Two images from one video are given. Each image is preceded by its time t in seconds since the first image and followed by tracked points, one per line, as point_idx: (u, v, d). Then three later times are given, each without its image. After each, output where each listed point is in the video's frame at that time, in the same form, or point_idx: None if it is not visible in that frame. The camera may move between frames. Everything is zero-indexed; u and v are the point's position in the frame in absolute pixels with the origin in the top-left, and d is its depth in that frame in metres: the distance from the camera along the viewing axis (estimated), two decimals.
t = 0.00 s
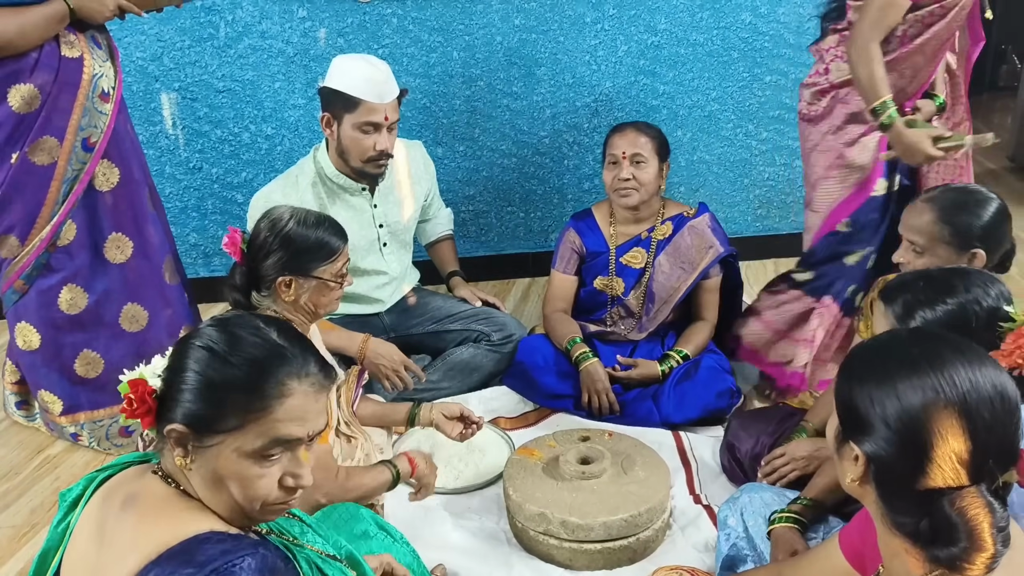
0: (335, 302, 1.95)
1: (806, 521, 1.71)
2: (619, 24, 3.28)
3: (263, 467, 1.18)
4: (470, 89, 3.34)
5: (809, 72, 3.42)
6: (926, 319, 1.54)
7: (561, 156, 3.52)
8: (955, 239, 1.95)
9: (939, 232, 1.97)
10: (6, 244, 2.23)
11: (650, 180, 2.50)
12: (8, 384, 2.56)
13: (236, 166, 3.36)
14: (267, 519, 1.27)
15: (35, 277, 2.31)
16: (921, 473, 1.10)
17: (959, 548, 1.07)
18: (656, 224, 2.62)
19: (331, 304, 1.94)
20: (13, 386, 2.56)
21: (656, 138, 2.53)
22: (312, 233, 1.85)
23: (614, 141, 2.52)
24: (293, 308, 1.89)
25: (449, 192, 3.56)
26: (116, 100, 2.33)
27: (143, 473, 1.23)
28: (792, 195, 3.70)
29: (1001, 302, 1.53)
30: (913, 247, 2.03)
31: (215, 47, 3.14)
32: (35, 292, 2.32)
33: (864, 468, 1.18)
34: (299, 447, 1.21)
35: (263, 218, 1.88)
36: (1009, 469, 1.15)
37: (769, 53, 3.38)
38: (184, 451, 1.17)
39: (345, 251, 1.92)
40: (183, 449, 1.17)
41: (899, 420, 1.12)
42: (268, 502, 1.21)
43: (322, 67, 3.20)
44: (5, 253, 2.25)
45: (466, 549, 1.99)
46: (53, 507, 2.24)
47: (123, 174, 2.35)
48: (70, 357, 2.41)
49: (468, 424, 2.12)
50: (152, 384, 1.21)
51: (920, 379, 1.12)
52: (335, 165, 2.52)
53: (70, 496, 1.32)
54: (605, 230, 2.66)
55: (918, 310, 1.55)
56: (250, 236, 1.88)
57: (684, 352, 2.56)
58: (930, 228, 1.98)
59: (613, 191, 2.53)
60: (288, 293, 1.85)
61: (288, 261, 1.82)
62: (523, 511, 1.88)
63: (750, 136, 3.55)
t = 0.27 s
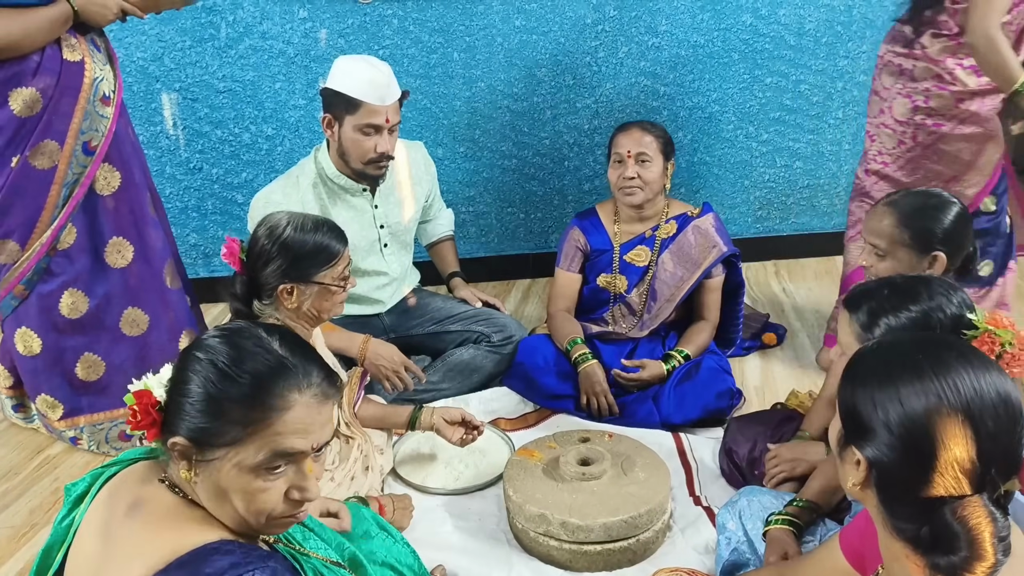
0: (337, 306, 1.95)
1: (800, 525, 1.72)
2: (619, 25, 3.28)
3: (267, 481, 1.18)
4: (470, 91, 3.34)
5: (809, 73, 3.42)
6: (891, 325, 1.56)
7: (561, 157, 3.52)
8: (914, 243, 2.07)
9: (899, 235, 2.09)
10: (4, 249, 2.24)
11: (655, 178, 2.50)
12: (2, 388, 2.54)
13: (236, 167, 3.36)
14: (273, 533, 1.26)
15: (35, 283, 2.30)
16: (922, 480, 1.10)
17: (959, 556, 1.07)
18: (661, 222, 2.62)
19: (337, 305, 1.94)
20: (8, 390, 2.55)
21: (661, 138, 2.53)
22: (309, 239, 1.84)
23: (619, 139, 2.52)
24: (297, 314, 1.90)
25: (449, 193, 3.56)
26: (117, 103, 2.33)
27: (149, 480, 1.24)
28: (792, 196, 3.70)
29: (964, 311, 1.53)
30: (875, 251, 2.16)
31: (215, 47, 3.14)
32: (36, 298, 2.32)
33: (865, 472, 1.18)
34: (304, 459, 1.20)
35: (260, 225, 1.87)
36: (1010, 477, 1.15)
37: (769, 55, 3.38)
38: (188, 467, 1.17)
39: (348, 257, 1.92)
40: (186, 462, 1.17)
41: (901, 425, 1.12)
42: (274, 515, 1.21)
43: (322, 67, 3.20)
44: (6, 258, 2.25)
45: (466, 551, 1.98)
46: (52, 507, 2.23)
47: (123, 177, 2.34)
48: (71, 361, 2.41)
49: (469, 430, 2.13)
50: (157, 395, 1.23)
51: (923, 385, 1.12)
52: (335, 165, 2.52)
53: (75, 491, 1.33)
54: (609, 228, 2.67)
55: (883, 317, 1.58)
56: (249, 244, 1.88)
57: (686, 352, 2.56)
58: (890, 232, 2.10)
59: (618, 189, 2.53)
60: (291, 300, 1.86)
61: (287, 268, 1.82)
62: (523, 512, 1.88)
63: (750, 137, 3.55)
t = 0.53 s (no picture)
0: (341, 299, 1.95)
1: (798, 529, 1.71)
2: (620, 26, 3.28)
3: (298, 471, 1.22)
4: (471, 91, 3.34)
5: (809, 74, 3.42)
6: (898, 329, 1.52)
7: (561, 157, 3.52)
8: (900, 243, 1.96)
9: (885, 235, 1.96)
10: (15, 244, 2.24)
11: (657, 177, 2.50)
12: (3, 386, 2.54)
13: (237, 166, 3.36)
14: (305, 523, 1.31)
15: (45, 277, 2.31)
16: (925, 486, 1.10)
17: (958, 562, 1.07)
18: (662, 221, 2.61)
19: (337, 300, 1.95)
20: (8, 388, 2.55)
21: (662, 138, 2.53)
22: (297, 240, 1.84)
23: (620, 138, 2.51)
24: (297, 315, 1.90)
25: (449, 193, 3.56)
26: (125, 99, 2.33)
27: (169, 479, 1.24)
28: (792, 197, 3.70)
29: (970, 313, 1.53)
30: (858, 253, 2.02)
31: (216, 47, 3.14)
32: (46, 293, 2.32)
33: (867, 475, 1.18)
34: (333, 447, 1.25)
35: (245, 233, 1.87)
36: (1014, 484, 1.14)
37: (770, 56, 3.38)
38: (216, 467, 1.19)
39: (338, 249, 1.92)
40: (216, 462, 1.19)
41: (904, 430, 1.12)
42: (306, 505, 1.26)
43: (323, 67, 3.20)
44: (16, 254, 2.26)
45: (467, 551, 1.98)
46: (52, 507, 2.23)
47: (130, 173, 2.35)
48: (78, 356, 2.41)
49: (470, 432, 2.15)
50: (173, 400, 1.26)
51: (927, 391, 1.12)
52: (336, 165, 2.52)
53: (83, 487, 1.34)
54: (611, 227, 2.67)
55: (890, 322, 1.54)
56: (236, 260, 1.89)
57: (687, 351, 2.55)
58: (876, 231, 1.97)
59: (620, 188, 2.53)
60: (291, 304, 1.86)
61: (281, 273, 1.82)
62: (523, 513, 1.87)
63: (750, 138, 3.55)
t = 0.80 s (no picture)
0: (337, 298, 1.96)
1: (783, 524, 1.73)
2: (621, 25, 3.28)
3: (319, 447, 1.25)
4: (471, 90, 3.34)
5: (810, 74, 3.42)
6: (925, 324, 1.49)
7: (562, 157, 3.52)
8: (907, 240, 1.94)
9: (895, 233, 1.95)
10: (19, 237, 2.27)
11: (656, 178, 2.50)
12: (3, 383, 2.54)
13: (237, 165, 3.36)
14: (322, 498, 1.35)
15: (49, 271, 2.32)
16: (928, 487, 1.10)
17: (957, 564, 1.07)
18: (661, 221, 2.60)
19: (334, 299, 1.95)
20: (8, 385, 2.55)
21: (661, 138, 2.52)
22: (295, 238, 1.83)
23: (619, 139, 2.50)
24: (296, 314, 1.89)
25: (450, 192, 3.56)
26: (131, 93, 2.31)
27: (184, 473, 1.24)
28: (792, 197, 3.70)
29: (994, 310, 1.53)
30: (865, 251, 1.99)
31: (217, 45, 3.14)
32: (50, 287, 2.34)
33: (869, 476, 1.18)
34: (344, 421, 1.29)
35: (242, 232, 1.87)
36: (1016, 487, 1.14)
37: (770, 56, 3.38)
38: (235, 455, 1.21)
39: (335, 246, 1.93)
40: (236, 450, 1.21)
41: (908, 431, 1.12)
42: (324, 478, 1.29)
43: (323, 66, 3.21)
44: (21, 247, 2.29)
45: (466, 550, 1.98)
46: (52, 504, 2.23)
47: (135, 168, 2.33)
48: (82, 348, 2.42)
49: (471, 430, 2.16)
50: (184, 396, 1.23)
51: (931, 392, 1.12)
52: (336, 164, 2.51)
53: (97, 476, 1.35)
54: (610, 226, 2.66)
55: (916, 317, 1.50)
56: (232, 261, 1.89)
57: (687, 351, 2.55)
58: (885, 229, 1.95)
59: (619, 190, 2.53)
60: (289, 304, 1.86)
61: (279, 273, 1.82)
62: (522, 512, 1.87)
63: (751, 138, 3.55)
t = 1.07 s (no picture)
0: (333, 297, 1.96)
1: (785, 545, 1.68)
2: (621, 24, 3.28)
3: (308, 424, 1.29)
4: (471, 88, 3.34)
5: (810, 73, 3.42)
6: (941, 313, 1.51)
7: (562, 155, 3.52)
8: (921, 238, 1.95)
9: (909, 232, 1.95)
10: (17, 233, 2.26)
11: (654, 181, 2.49)
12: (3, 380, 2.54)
13: (237, 162, 3.36)
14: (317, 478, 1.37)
15: (47, 267, 2.31)
16: (923, 486, 1.10)
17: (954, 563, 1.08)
18: (660, 221, 2.60)
19: (331, 298, 1.95)
20: (8, 382, 2.55)
21: (660, 138, 2.52)
22: (290, 236, 1.83)
23: (618, 141, 2.50)
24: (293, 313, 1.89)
25: (449, 190, 3.56)
26: (132, 92, 2.32)
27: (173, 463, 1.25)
28: (792, 196, 3.70)
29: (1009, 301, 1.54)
30: (879, 250, 1.99)
31: (216, 43, 3.13)
32: (47, 283, 2.32)
33: (864, 476, 1.18)
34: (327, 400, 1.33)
35: (240, 228, 1.86)
36: (1011, 484, 1.15)
37: (770, 54, 3.38)
38: (228, 439, 1.23)
39: (331, 245, 1.93)
40: (228, 435, 1.23)
41: (901, 431, 1.12)
42: (313, 453, 1.33)
43: (323, 64, 3.21)
44: (18, 243, 2.27)
45: (466, 548, 1.98)
46: (51, 502, 2.23)
47: (135, 165, 2.35)
48: (80, 346, 2.41)
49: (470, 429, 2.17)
50: (170, 387, 1.22)
51: (925, 392, 1.12)
52: (337, 162, 2.51)
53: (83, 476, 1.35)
54: (609, 226, 2.65)
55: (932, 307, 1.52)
56: (229, 255, 1.88)
57: (686, 350, 2.54)
58: (900, 229, 1.95)
59: (618, 192, 2.52)
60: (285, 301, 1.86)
61: (277, 270, 1.82)
62: (522, 510, 1.88)
63: (750, 137, 3.55)
